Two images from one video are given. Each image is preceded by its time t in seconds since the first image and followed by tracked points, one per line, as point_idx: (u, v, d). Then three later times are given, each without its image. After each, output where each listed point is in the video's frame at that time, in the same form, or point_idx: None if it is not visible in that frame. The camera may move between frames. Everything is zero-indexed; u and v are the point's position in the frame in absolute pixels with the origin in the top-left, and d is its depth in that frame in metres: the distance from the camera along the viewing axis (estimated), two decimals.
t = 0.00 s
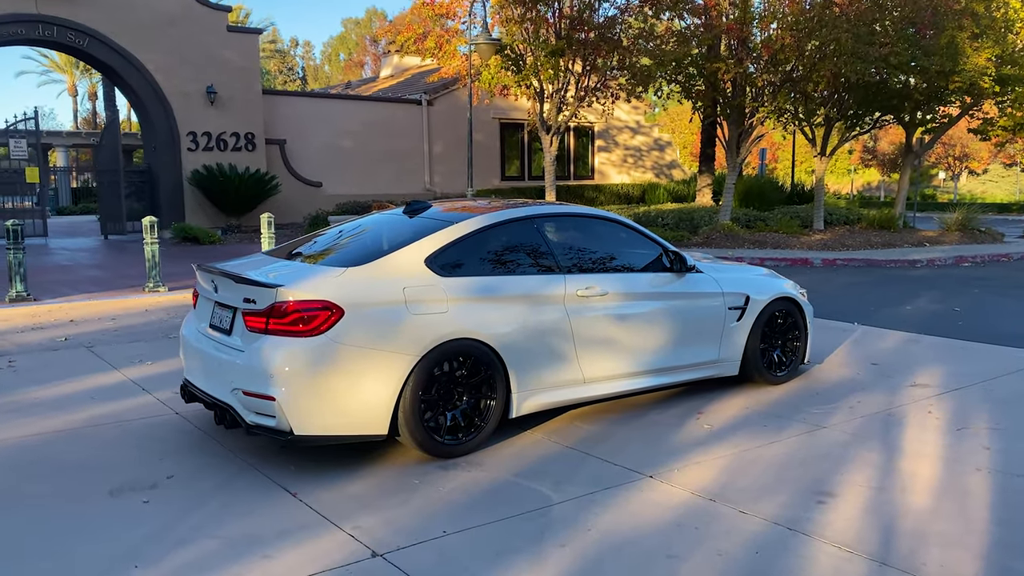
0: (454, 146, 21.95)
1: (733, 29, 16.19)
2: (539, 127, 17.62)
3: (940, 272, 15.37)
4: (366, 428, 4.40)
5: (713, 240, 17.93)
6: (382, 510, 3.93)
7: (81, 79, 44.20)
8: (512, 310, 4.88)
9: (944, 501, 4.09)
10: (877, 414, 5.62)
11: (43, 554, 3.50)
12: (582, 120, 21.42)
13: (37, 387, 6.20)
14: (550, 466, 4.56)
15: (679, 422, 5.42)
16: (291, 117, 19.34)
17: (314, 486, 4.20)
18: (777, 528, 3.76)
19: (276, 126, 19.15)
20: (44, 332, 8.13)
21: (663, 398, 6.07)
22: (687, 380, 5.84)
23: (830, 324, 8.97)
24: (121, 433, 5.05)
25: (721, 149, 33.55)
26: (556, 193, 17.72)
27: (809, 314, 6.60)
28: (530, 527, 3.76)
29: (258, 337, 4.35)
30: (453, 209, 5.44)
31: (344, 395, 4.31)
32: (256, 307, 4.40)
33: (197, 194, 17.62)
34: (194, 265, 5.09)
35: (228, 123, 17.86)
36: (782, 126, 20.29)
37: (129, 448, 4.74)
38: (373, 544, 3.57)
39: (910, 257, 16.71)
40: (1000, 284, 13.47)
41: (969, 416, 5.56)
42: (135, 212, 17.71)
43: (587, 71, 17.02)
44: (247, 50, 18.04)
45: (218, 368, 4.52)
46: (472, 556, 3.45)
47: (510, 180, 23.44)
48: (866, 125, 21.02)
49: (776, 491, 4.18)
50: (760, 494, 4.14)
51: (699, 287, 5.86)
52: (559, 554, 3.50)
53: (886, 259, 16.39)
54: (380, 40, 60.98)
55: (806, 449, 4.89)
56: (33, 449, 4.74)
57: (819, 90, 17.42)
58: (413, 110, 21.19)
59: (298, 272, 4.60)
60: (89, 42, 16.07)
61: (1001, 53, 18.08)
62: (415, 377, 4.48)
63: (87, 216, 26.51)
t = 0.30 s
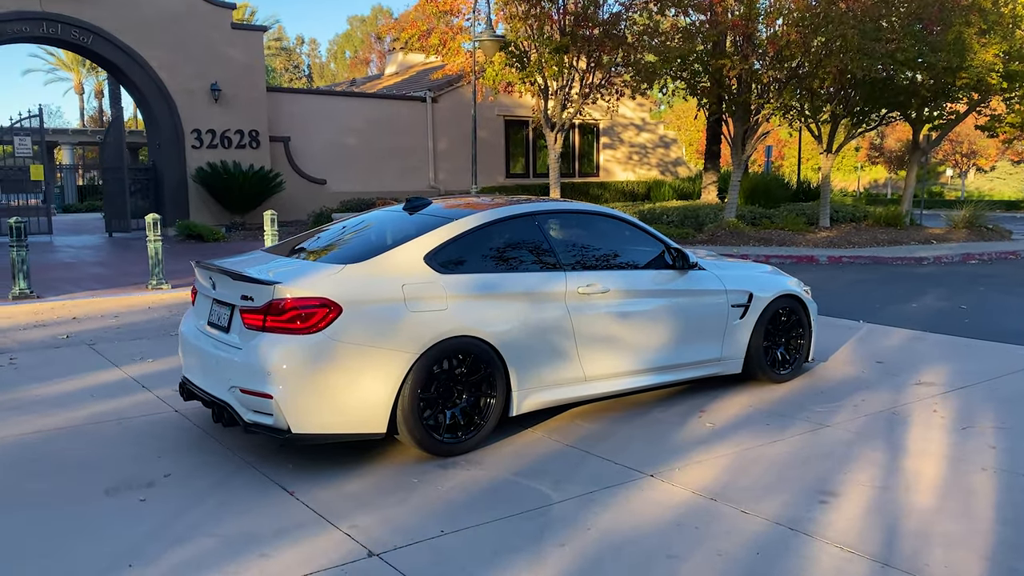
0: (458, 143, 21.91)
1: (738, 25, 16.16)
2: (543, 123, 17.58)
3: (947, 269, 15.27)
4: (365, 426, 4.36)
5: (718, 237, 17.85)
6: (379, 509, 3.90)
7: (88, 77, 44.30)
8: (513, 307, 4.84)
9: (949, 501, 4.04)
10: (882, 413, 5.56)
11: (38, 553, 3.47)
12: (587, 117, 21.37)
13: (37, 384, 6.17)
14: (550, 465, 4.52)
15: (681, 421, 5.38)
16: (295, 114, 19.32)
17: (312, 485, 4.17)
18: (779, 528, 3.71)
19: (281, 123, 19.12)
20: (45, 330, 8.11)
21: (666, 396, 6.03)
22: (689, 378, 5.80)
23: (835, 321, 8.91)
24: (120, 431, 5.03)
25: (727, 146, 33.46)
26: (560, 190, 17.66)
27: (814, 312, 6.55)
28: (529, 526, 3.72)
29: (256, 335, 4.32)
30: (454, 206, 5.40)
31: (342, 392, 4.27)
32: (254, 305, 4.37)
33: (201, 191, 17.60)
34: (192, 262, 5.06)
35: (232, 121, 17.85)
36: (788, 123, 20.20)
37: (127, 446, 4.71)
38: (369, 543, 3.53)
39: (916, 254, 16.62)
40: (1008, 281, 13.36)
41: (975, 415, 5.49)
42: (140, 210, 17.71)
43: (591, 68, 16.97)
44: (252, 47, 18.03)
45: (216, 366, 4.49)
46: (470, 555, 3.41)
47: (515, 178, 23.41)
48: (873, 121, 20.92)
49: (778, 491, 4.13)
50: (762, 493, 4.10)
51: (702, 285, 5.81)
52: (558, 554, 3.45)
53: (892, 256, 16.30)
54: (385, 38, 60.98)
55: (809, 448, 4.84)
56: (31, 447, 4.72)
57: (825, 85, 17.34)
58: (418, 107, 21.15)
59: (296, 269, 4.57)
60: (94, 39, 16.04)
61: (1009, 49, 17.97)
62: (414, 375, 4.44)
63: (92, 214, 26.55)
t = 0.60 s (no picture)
0: (463, 140, 21.87)
1: (744, 22, 15.99)
2: (548, 120, 17.54)
3: (953, 267, 15.17)
4: (359, 426, 4.32)
5: (723, 235, 17.77)
6: (372, 510, 3.86)
7: (95, 75, 44.41)
8: (510, 305, 4.79)
9: (950, 502, 3.99)
10: (884, 413, 5.50)
11: (27, 552, 3.44)
12: (591, 114, 21.31)
13: (35, 382, 6.15)
14: (546, 464, 4.47)
15: (680, 420, 5.32)
16: (300, 111, 19.28)
17: (305, 485, 4.13)
18: (777, 529, 3.66)
19: (285, 120, 19.10)
20: (46, 328, 8.10)
21: (666, 394, 5.98)
22: (689, 376, 5.74)
23: (838, 320, 8.84)
24: (115, 429, 5.00)
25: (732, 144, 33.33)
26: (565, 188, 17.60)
27: (816, 310, 6.49)
28: (523, 526, 3.67)
29: (249, 332, 4.29)
30: (453, 202, 5.36)
31: (336, 390, 4.24)
32: (247, 302, 4.34)
33: (205, 188, 17.60)
34: (187, 259, 5.02)
35: (236, 118, 17.84)
36: (794, 120, 20.11)
37: (120, 445, 4.68)
38: (361, 544, 3.49)
39: (923, 252, 16.52)
40: (1015, 279, 13.26)
41: (979, 415, 5.43)
42: (144, 207, 17.71)
43: (596, 65, 16.91)
44: (256, 45, 18.02)
45: (210, 364, 4.46)
46: (462, 556, 3.37)
47: (519, 175, 23.37)
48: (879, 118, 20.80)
49: (777, 492, 4.08)
50: (760, 494, 4.05)
51: (703, 283, 5.75)
52: (552, 555, 3.41)
53: (898, 254, 16.21)
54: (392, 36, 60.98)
55: (810, 448, 4.79)
56: (24, 444, 4.69)
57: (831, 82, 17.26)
58: (422, 103, 21.10)
59: (290, 267, 4.53)
60: (98, 36, 16.03)
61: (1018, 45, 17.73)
62: (409, 374, 4.40)
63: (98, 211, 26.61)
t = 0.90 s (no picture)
0: (467, 138, 21.83)
1: (750, 19, 15.88)
2: (552, 118, 17.48)
3: (960, 266, 15.04)
4: (349, 425, 4.30)
5: (727, 233, 17.68)
6: (360, 510, 3.83)
7: (104, 73, 44.54)
8: (503, 304, 4.75)
9: (947, 504, 3.93)
10: (884, 413, 5.44)
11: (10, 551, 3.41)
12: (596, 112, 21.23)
13: (30, 379, 6.15)
14: (538, 464, 4.43)
15: (676, 420, 5.28)
16: (304, 109, 19.27)
17: (295, 484, 4.10)
18: (768, 531, 3.61)
19: (289, 118, 19.08)
20: (45, 325, 8.09)
21: (664, 394, 5.93)
22: (686, 376, 5.69)
23: (840, 319, 8.77)
24: (107, 427, 4.98)
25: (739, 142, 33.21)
26: (569, 186, 17.52)
27: (816, 309, 6.42)
28: (512, 527, 3.63)
29: (239, 331, 4.26)
30: (451, 199, 5.32)
31: (325, 389, 4.20)
32: (236, 301, 4.32)
33: (209, 186, 17.61)
34: (180, 257, 5.00)
35: (241, 116, 17.83)
36: (801, 118, 19.99)
37: (112, 443, 4.66)
38: (346, 544, 3.46)
39: (929, 251, 16.40)
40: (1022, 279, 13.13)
41: (979, 416, 5.36)
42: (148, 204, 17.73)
43: (600, 62, 16.82)
44: (260, 42, 18.00)
45: (200, 362, 4.44)
46: (448, 557, 3.33)
47: (524, 173, 23.32)
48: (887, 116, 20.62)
49: (771, 493, 4.03)
50: (753, 496, 4.00)
51: (701, 281, 5.70)
52: (539, 557, 3.37)
53: (904, 252, 16.10)
54: (399, 34, 60.97)
55: (806, 449, 4.73)
56: (17, 442, 4.68)
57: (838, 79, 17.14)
58: (427, 101, 21.07)
59: (281, 265, 4.49)
60: (103, 34, 16.03)
61: None
62: (399, 373, 4.37)
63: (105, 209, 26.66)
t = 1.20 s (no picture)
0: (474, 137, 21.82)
1: (758, 16, 15.79)
2: (557, 117, 17.44)
3: (969, 266, 14.91)
4: (340, 425, 4.28)
5: (734, 233, 17.59)
6: (348, 510, 3.81)
7: (115, 71, 44.73)
8: (497, 304, 4.71)
9: (942, 508, 3.88)
10: (882, 415, 5.39)
11: None
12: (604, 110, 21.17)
13: (28, 377, 6.16)
14: (529, 465, 4.41)
15: (672, 421, 5.24)
16: (310, 107, 19.28)
17: (284, 484, 4.10)
18: (758, 534, 3.58)
19: (296, 116, 19.10)
20: (46, 323, 8.11)
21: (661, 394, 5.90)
22: (683, 376, 5.66)
23: (842, 318, 8.71)
24: (101, 425, 4.99)
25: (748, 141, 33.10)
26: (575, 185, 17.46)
27: (816, 310, 6.37)
28: (499, 529, 3.61)
29: (230, 329, 4.25)
30: (456, 198, 5.29)
31: (316, 389, 4.19)
32: (227, 300, 4.31)
33: (215, 184, 17.65)
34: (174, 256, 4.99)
35: (247, 114, 17.86)
36: (809, 116, 19.88)
37: (104, 441, 4.67)
38: (332, 545, 3.45)
39: (938, 250, 16.27)
40: None
41: (979, 418, 5.30)
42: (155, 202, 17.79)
43: (607, 60, 16.75)
44: (267, 40, 18.02)
45: (192, 361, 4.44)
46: (432, 559, 3.32)
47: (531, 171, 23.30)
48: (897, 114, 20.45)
49: (763, 496, 3.99)
50: (745, 498, 3.96)
51: (699, 281, 5.67)
52: (524, 559, 3.34)
53: (912, 252, 15.98)
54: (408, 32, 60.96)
55: (802, 451, 4.69)
56: (10, 440, 4.69)
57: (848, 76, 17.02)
58: (433, 100, 21.06)
59: (273, 264, 4.49)
60: (110, 32, 16.09)
61: None
62: (391, 373, 4.35)
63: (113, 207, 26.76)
